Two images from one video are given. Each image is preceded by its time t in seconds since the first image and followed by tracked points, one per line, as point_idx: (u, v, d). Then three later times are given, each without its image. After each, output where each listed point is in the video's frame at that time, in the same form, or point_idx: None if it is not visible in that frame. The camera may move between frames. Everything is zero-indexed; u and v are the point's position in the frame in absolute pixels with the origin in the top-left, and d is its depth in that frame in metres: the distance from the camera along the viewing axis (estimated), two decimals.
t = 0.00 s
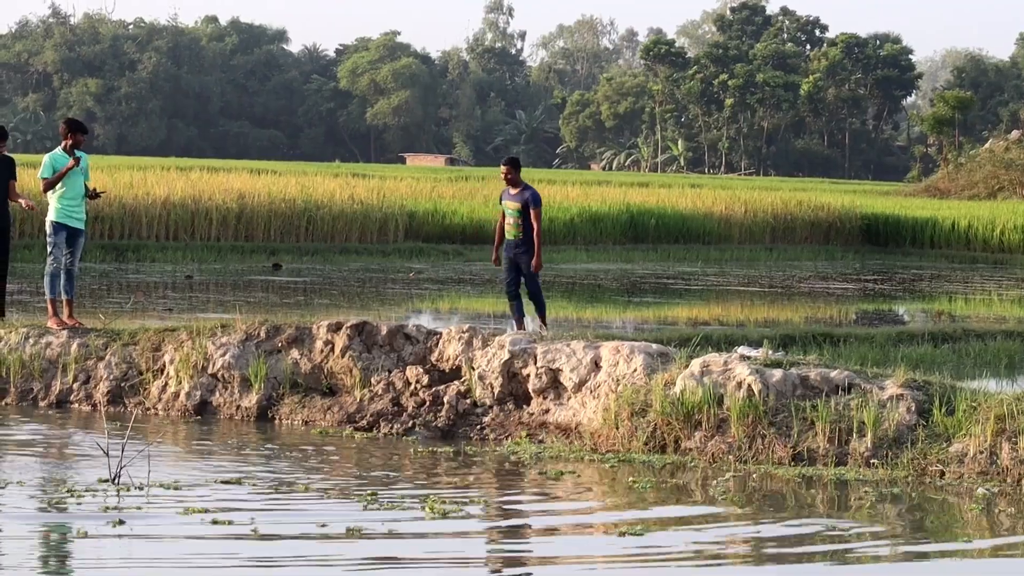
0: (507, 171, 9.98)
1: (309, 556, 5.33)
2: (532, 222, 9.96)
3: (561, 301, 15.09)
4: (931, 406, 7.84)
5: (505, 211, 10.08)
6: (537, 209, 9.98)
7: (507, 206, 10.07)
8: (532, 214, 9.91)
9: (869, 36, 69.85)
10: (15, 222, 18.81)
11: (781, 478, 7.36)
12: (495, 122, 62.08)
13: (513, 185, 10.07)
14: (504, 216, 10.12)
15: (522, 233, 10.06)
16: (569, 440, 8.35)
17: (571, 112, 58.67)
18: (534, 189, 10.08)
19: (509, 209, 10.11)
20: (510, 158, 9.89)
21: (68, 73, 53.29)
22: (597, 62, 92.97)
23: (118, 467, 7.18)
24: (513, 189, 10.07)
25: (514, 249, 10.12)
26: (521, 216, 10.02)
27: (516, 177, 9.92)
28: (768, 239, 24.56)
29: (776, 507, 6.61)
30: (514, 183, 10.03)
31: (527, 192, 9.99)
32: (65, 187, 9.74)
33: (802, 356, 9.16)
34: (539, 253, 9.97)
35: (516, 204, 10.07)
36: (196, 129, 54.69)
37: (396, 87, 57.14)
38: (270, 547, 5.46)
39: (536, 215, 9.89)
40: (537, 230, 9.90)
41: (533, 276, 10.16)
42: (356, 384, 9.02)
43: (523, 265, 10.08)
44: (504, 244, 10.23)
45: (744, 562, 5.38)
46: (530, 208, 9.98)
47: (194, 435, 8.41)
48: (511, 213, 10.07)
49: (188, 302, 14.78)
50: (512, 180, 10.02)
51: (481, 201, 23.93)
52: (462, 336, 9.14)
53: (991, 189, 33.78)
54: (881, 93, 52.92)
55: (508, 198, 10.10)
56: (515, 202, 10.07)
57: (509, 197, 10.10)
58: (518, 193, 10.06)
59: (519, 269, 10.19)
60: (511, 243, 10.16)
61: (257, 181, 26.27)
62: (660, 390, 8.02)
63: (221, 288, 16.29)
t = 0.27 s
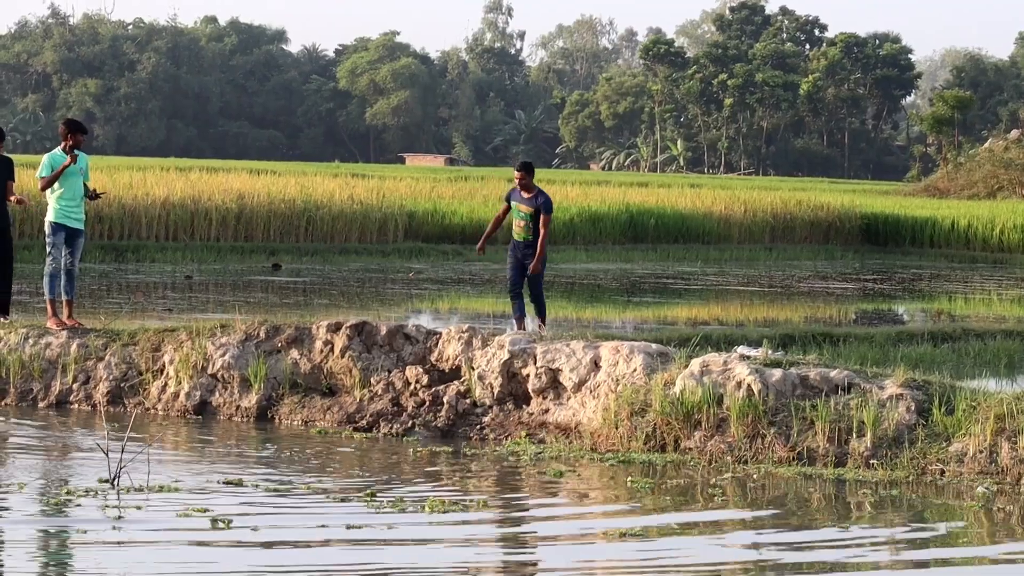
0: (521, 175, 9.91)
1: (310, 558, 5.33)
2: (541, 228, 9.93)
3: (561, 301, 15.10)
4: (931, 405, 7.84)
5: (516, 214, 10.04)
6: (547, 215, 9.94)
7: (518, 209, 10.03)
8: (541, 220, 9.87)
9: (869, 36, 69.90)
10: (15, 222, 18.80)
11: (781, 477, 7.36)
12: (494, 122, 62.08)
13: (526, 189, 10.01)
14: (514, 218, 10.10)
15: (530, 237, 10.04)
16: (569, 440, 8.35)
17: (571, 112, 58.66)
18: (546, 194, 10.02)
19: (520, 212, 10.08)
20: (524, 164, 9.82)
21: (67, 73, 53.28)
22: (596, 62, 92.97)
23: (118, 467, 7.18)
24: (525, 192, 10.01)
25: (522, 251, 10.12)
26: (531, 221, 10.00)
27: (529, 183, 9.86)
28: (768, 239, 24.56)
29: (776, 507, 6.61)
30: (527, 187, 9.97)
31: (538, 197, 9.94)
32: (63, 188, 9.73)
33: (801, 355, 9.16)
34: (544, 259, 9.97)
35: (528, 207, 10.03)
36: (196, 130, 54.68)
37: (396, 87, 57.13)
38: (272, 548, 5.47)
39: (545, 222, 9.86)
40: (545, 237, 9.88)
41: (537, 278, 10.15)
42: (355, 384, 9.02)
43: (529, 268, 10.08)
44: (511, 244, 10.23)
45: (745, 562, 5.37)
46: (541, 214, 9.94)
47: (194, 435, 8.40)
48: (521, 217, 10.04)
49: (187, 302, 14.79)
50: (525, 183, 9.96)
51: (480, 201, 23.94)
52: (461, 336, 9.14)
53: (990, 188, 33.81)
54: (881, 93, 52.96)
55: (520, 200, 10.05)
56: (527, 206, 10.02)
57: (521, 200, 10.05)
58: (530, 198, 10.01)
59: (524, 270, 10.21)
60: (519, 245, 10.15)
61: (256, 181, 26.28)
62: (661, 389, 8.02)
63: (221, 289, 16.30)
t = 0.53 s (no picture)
0: (526, 175, 9.90)
1: (312, 558, 5.33)
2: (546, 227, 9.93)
3: (559, 301, 15.08)
4: (929, 405, 7.85)
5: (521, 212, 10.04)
6: (554, 214, 9.92)
7: (524, 208, 10.03)
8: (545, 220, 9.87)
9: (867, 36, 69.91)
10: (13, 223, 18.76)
11: (779, 477, 7.36)
12: (492, 122, 62.06)
13: (532, 187, 9.99)
14: (521, 216, 10.10)
15: (535, 236, 10.05)
16: (568, 440, 8.34)
17: (569, 112, 58.64)
18: (551, 192, 10.01)
19: (527, 210, 10.07)
20: (529, 164, 9.80)
21: (65, 74, 53.22)
22: (594, 62, 92.91)
23: (115, 467, 7.16)
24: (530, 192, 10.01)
25: (527, 249, 10.13)
26: (537, 220, 10.00)
27: (535, 182, 9.84)
28: (766, 239, 24.55)
29: (776, 508, 6.59)
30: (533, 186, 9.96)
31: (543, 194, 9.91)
32: (60, 187, 9.73)
33: (802, 355, 9.15)
34: (548, 258, 9.98)
35: (534, 206, 10.03)
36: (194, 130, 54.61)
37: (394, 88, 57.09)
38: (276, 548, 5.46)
39: (550, 221, 9.86)
40: (550, 237, 9.89)
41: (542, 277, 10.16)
42: (354, 384, 9.02)
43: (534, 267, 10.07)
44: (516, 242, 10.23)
45: (745, 562, 5.37)
46: (546, 213, 9.94)
47: (191, 436, 8.37)
48: (528, 216, 10.04)
49: (186, 303, 14.77)
50: (531, 182, 9.95)
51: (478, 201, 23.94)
52: (460, 336, 9.14)
53: (989, 188, 33.81)
54: (879, 93, 52.96)
55: (526, 199, 10.04)
56: (532, 205, 10.01)
57: (527, 199, 10.04)
58: (536, 197, 10.00)
59: (529, 268, 10.23)
60: (525, 243, 10.17)
61: (255, 182, 26.27)
62: (658, 389, 8.02)
63: (219, 289, 16.28)
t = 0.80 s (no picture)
0: (522, 179, 9.87)
1: (309, 557, 5.33)
2: (549, 230, 9.95)
3: (556, 300, 15.06)
4: (925, 403, 7.85)
5: (520, 219, 10.02)
6: (554, 214, 9.94)
7: (522, 213, 10.00)
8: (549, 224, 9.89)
9: (861, 36, 70.01)
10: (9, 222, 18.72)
11: (776, 476, 7.36)
12: (488, 121, 62.05)
13: (525, 192, 9.96)
14: (519, 221, 10.08)
15: (536, 239, 10.05)
16: (564, 438, 8.35)
17: (565, 111, 58.61)
18: (546, 193, 10.01)
19: (524, 215, 10.05)
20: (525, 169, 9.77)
21: (61, 73, 53.18)
22: (590, 61, 92.87)
23: (111, 466, 7.15)
24: (527, 196, 9.98)
25: (529, 254, 10.13)
26: (537, 224, 10.00)
27: (533, 187, 9.83)
28: (762, 238, 24.57)
29: (772, 506, 6.60)
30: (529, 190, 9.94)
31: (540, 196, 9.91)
32: (55, 186, 9.71)
33: (798, 354, 9.15)
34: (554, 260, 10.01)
35: (531, 210, 10.01)
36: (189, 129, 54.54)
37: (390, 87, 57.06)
38: (272, 546, 5.47)
39: (554, 223, 9.88)
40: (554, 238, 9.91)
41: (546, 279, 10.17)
42: (350, 382, 9.02)
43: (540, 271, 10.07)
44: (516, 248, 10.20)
45: (740, 560, 5.38)
46: (547, 215, 9.95)
47: (187, 435, 8.36)
48: (526, 220, 10.03)
49: (181, 301, 14.75)
50: (527, 187, 9.92)
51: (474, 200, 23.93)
52: (456, 334, 9.13)
53: (985, 186, 33.84)
54: (875, 91, 52.98)
55: (522, 204, 10.01)
56: (530, 209, 9.99)
57: (523, 204, 10.01)
58: (533, 200, 9.98)
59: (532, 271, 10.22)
60: (526, 247, 10.17)
61: (250, 181, 26.24)
62: (654, 387, 8.03)
63: (215, 288, 16.26)
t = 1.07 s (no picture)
0: (508, 187, 9.75)
1: (309, 548, 5.32)
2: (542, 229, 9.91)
3: (555, 291, 15.06)
4: (924, 393, 7.85)
5: (509, 224, 9.93)
6: (543, 214, 9.89)
7: (510, 219, 9.91)
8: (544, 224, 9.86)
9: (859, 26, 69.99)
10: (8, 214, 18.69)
11: (775, 466, 7.37)
12: (487, 112, 62.05)
13: (510, 197, 9.84)
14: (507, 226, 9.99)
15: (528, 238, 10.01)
16: (563, 429, 8.35)
17: (563, 102, 58.58)
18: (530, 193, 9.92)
19: (512, 219, 9.95)
20: (511, 177, 9.64)
21: (59, 64, 53.16)
22: (588, 51, 92.86)
23: (110, 458, 7.14)
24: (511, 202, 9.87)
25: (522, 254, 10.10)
26: (527, 226, 9.93)
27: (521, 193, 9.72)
28: (760, 228, 24.55)
29: (772, 497, 6.59)
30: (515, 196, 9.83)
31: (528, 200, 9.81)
32: (54, 178, 9.70)
33: (796, 344, 9.15)
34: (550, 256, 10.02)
35: (519, 214, 9.92)
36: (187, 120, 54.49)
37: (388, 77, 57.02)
38: (272, 538, 5.47)
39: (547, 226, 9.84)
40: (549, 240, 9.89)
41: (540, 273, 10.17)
42: (349, 373, 9.02)
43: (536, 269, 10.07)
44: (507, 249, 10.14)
45: (739, 550, 5.38)
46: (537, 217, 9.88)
47: (186, 426, 8.36)
48: (515, 225, 9.95)
49: (180, 292, 14.75)
50: (513, 194, 9.80)
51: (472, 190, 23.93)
52: (454, 325, 9.13)
53: (983, 176, 33.86)
54: (873, 82, 52.97)
55: (509, 210, 9.91)
56: (518, 214, 9.90)
57: (510, 209, 9.90)
58: (520, 204, 9.88)
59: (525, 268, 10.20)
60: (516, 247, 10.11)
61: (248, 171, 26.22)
62: (654, 378, 8.03)
63: (214, 279, 16.26)
